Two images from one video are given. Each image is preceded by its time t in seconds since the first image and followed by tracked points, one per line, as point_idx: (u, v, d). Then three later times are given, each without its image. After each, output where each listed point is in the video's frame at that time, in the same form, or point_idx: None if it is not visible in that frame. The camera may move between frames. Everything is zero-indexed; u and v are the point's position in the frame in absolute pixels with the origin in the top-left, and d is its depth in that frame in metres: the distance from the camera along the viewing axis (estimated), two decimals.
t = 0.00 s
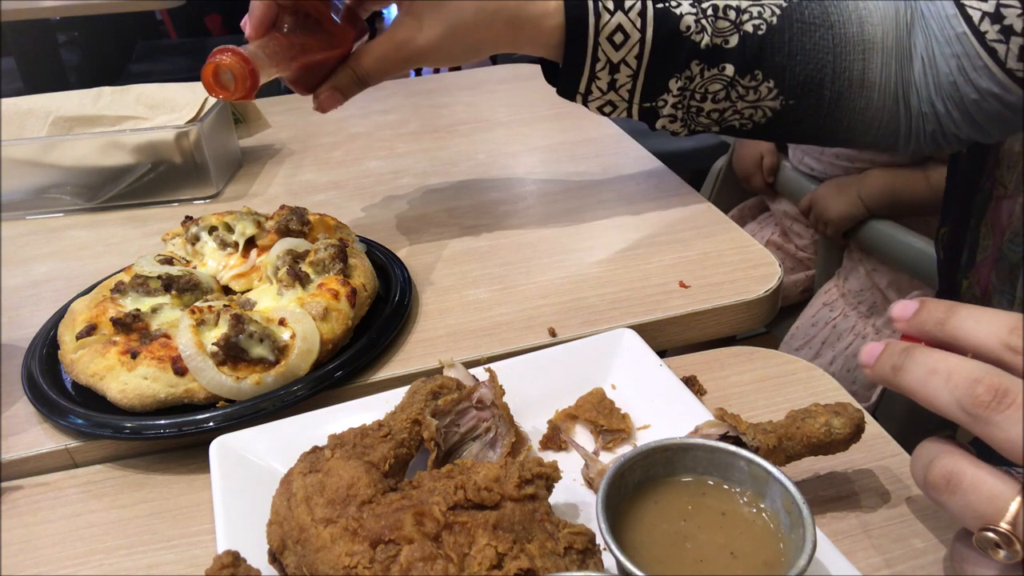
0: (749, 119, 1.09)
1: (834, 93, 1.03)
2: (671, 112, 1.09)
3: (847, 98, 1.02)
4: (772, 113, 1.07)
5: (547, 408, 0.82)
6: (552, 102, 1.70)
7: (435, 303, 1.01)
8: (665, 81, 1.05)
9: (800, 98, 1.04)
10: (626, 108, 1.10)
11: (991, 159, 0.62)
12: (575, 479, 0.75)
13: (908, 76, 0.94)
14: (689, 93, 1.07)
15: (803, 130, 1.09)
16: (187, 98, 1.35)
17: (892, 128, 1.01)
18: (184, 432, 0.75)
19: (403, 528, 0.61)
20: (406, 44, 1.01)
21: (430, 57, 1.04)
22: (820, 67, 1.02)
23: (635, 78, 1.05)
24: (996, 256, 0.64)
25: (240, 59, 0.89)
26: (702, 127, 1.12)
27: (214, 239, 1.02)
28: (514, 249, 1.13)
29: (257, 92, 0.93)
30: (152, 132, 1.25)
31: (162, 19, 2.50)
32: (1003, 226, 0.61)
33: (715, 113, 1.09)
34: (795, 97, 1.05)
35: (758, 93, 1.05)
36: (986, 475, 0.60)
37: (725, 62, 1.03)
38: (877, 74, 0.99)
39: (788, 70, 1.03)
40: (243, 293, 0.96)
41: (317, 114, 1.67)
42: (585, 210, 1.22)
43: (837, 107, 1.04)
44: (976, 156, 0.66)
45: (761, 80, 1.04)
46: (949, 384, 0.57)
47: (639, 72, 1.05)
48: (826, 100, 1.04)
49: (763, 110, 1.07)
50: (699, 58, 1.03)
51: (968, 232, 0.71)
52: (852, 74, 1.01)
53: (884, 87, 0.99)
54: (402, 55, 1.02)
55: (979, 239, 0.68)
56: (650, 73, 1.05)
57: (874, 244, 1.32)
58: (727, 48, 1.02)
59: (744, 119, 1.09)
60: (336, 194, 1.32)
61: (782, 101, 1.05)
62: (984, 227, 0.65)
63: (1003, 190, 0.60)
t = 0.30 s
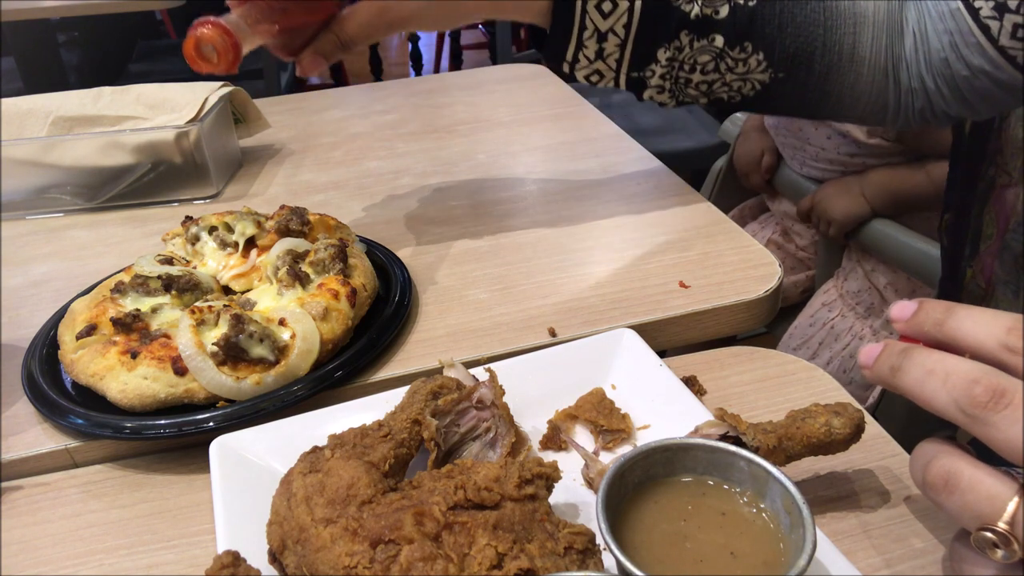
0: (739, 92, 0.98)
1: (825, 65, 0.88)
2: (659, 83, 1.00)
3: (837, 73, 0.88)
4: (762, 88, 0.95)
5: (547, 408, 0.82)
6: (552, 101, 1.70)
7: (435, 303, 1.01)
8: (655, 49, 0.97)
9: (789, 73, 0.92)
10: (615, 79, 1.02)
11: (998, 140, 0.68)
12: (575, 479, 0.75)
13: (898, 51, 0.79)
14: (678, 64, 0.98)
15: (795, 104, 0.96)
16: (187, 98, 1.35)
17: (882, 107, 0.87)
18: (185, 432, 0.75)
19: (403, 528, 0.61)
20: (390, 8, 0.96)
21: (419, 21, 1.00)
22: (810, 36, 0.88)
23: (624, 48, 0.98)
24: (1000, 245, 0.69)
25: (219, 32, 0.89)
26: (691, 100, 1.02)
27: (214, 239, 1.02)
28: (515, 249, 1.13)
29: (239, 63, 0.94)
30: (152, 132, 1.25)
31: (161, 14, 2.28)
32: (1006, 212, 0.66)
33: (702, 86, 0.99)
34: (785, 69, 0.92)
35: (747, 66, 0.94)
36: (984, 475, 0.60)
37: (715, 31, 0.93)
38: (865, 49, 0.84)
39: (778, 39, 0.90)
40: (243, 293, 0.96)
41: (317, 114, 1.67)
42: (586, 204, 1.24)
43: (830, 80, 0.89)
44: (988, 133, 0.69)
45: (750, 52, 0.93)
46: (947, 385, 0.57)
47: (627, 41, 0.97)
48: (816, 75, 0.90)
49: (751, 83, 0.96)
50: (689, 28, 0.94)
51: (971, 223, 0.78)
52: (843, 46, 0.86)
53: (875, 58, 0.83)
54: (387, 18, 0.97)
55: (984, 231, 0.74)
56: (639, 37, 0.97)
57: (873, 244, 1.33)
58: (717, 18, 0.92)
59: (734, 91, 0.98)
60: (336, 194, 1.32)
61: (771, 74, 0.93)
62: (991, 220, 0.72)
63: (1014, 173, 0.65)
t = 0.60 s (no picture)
0: (734, 74, 0.93)
1: (823, 46, 0.86)
2: (654, 61, 0.97)
3: (833, 58, 0.86)
4: (758, 71, 0.91)
5: (547, 408, 0.82)
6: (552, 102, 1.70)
7: (435, 303, 1.01)
8: (651, 25, 0.94)
9: (787, 54, 0.88)
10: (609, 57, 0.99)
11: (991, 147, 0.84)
12: (575, 479, 0.75)
13: (895, 37, 0.83)
14: (674, 43, 0.94)
15: (790, 91, 0.92)
16: (187, 98, 1.35)
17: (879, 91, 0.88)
18: (185, 432, 0.75)
19: (403, 528, 0.61)
20: None
21: None
22: (807, 18, 0.85)
23: (620, 24, 0.95)
24: (1003, 242, 0.81)
25: None
26: (686, 80, 0.99)
27: (214, 239, 1.02)
28: (515, 249, 1.13)
29: (226, 32, 0.92)
30: (152, 132, 1.25)
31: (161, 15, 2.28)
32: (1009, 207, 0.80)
33: (700, 66, 0.95)
34: (783, 50, 0.88)
35: (744, 48, 0.90)
36: (986, 477, 0.60)
37: (711, 10, 0.90)
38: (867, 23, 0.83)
39: (775, 21, 0.86)
40: (243, 293, 0.96)
41: (317, 114, 1.67)
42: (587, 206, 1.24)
43: (827, 66, 0.87)
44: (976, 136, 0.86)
45: (747, 33, 0.88)
46: (948, 387, 0.57)
47: (622, 18, 0.95)
48: (812, 59, 0.87)
49: (748, 66, 0.91)
50: (686, 6, 0.91)
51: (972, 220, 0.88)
52: (840, 30, 0.84)
53: (874, 43, 0.84)
54: None
55: (987, 226, 0.85)
56: (634, 17, 0.94)
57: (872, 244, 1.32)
58: None
59: (729, 73, 0.94)
60: (336, 194, 1.32)
61: (768, 56, 0.89)
62: (993, 215, 0.83)
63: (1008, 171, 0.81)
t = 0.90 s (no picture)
0: (732, 68, 0.91)
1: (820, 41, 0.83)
2: (651, 55, 0.95)
3: (832, 52, 0.84)
4: (757, 65, 0.88)
5: (547, 408, 0.82)
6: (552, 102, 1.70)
7: (436, 303, 1.01)
8: (647, 19, 0.92)
9: (785, 48, 0.85)
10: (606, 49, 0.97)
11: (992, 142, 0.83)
12: (575, 479, 0.75)
13: (894, 30, 0.80)
14: (671, 36, 0.92)
15: (791, 87, 0.89)
16: (187, 98, 1.35)
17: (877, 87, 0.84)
18: (185, 432, 0.75)
19: (403, 528, 0.61)
20: None
21: None
22: (805, 11, 0.83)
23: (616, 16, 0.93)
24: (1003, 240, 0.80)
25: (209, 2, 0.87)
26: (684, 74, 0.96)
27: (214, 239, 1.02)
28: (515, 249, 1.13)
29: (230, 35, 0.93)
30: (152, 132, 1.25)
31: (160, 16, 2.28)
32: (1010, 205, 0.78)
33: (696, 59, 0.92)
34: (781, 43, 0.85)
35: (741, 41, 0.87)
36: (981, 475, 0.60)
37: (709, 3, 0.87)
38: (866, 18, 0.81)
39: (773, 14, 0.84)
40: (243, 293, 0.96)
41: (317, 114, 1.67)
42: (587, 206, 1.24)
43: (825, 61, 0.84)
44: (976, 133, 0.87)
45: (745, 26, 0.86)
46: (945, 387, 0.57)
47: (619, 10, 0.93)
48: (810, 54, 0.85)
49: (746, 60, 0.89)
50: None
51: (974, 217, 0.87)
52: (839, 24, 0.82)
53: (874, 38, 0.81)
54: None
55: (988, 224, 0.84)
56: (631, 12, 0.92)
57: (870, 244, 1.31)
58: None
59: (727, 67, 0.91)
60: (336, 194, 1.32)
61: (766, 50, 0.86)
62: (994, 212, 0.82)
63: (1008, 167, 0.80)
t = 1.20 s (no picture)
0: (739, 61, 0.88)
1: (829, 33, 0.80)
2: (658, 46, 0.92)
3: (839, 45, 0.80)
4: (764, 57, 0.86)
5: (547, 408, 0.82)
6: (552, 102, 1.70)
7: (436, 303, 1.01)
8: (656, 11, 0.89)
9: (793, 41, 0.82)
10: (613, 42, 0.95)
11: (995, 142, 0.75)
12: (575, 479, 0.75)
13: (903, 24, 0.76)
14: (679, 28, 0.89)
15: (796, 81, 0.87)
16: (187, 98, 1.35)
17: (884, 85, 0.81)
18: (185, 432, 0.75)
19: (403, 528, 0.61)
20: None
21: None
22: (814, 4, 0.80)
23: (623, 8, 0.90)
24: (1006, 236, 0.68)
25: None
26: (692, 66, 0.93)
27: (214, 239, 1.02)
28: (515, 249, 1.13)
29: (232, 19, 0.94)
30: (152, 132, 1.25)
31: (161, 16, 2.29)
32: (1012, 205, 0.68)
33: (704, 52, 0.90)
34: (789, 36, 0.82)
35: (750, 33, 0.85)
36: (991, 475, 0.60)
37: None
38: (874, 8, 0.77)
39: (781, 6, 0.81)
40: (243, 293, 0.96)
41: (317, 114, 1.67)
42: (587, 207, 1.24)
43: (831, 55, 0.81)
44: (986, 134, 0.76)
45: (754, 18, 0.83)
46: (956, 383, 0.56)
47: None
48: (818, 47, 0.81)
49: (754, 52, 0.86)
50: None
51: (979, 216, 0.78)
52: (846, 17, 0.79)
53: (880, 31, 0.77)
54: None
55: (991, 224, 0.75)
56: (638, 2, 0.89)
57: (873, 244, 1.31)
58: None
59: (734, 60, 0.89)
60: (336, 194, 1.32)
61: (774, 42, 0.84)
62: (998, 209, 0.72)
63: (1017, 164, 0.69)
